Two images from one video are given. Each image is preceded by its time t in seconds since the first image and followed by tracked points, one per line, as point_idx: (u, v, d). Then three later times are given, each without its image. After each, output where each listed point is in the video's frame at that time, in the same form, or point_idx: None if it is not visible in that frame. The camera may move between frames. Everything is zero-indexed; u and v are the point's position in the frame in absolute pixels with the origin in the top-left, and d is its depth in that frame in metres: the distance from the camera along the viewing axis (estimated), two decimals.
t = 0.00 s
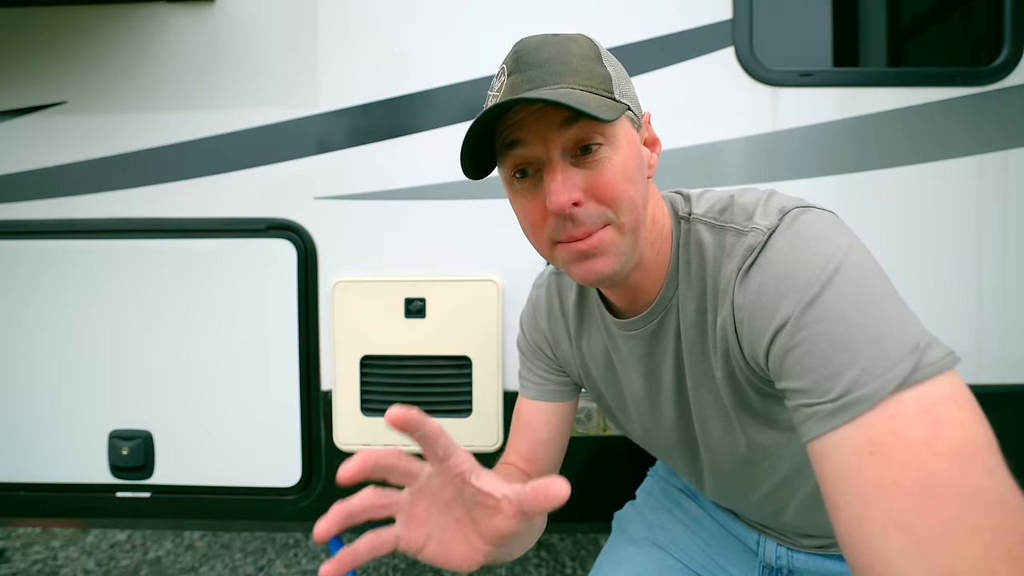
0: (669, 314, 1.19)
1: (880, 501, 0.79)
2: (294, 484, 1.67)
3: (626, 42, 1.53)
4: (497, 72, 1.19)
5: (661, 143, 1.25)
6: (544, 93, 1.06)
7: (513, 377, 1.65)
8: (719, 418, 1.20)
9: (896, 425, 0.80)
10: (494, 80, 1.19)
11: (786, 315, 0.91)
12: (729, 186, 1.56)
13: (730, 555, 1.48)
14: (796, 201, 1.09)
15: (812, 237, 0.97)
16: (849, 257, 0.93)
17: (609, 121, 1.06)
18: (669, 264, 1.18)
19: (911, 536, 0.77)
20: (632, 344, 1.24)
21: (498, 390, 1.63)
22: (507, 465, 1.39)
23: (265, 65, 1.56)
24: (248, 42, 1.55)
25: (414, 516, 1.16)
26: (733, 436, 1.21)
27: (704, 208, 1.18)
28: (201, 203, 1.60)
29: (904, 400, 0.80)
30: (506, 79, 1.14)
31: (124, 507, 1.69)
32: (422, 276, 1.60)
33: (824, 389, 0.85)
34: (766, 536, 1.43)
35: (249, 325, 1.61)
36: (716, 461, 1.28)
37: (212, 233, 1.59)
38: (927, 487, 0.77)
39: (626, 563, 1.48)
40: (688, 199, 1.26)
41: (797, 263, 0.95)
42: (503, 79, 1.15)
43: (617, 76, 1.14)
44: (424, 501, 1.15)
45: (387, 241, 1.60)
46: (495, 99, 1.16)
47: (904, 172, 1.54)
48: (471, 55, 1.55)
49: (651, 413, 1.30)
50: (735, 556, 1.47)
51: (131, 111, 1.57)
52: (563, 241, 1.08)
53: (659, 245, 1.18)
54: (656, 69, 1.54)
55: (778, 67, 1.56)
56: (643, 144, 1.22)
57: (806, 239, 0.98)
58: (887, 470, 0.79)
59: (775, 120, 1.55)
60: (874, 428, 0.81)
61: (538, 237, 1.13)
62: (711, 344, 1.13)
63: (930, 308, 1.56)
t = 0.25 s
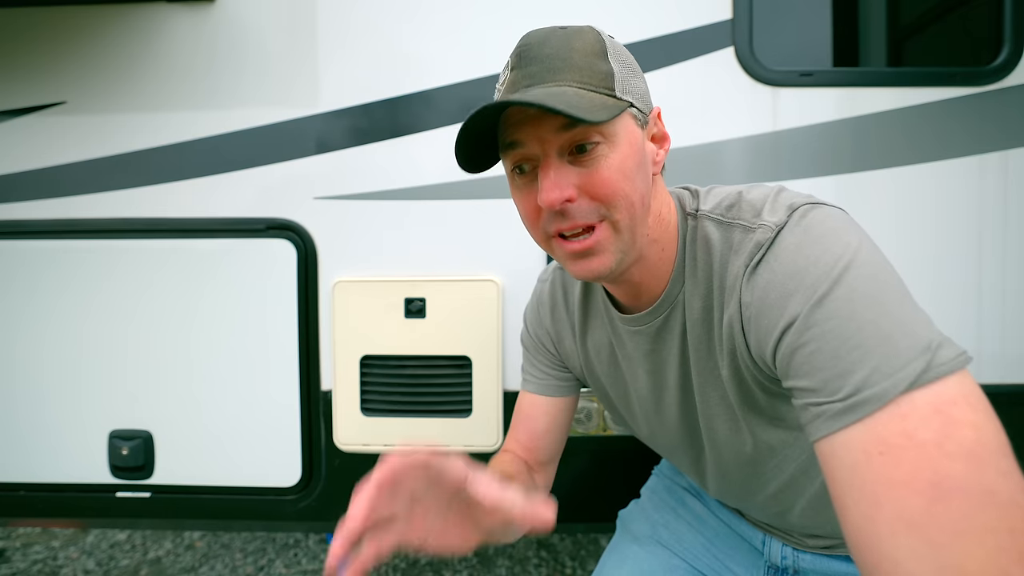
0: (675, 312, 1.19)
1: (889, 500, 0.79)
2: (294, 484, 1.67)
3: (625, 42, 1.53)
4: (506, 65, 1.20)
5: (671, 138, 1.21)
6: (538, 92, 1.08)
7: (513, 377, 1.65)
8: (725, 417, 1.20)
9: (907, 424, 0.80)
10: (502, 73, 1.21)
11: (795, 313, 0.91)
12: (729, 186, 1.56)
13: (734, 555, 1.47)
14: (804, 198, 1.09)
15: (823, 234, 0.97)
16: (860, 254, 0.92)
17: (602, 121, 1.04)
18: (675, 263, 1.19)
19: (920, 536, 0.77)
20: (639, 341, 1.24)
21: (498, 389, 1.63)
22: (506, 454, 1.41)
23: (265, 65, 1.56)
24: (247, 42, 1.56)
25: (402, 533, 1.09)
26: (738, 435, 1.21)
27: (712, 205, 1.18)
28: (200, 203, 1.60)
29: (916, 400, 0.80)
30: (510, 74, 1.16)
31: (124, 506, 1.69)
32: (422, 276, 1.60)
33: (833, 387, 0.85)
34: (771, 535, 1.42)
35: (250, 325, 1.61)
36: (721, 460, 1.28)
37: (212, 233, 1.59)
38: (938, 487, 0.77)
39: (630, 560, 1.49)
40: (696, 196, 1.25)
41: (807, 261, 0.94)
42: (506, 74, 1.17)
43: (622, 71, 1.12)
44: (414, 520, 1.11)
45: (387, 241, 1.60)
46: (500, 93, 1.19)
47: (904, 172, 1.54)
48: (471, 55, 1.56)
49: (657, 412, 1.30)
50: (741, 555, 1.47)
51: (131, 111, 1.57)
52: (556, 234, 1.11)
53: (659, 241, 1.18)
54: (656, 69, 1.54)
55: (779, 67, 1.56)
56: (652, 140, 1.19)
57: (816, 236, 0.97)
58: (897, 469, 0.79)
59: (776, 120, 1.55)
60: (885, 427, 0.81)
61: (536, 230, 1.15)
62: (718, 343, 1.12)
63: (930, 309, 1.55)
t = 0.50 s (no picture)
0: (674, 313, 1.19)
1: (889, 501, 0.80)
2: (294, 484, 1.67)
3: (626, 42, 1.53)
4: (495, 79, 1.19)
5: (665, 141, 1.21)
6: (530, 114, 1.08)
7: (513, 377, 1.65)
8: (724, 417, 1.20)
9: (907, 424, 0.80)
10: (491, 87, 1.20)
11: (794, 313, 0.91)
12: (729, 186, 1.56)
13: (736, 556, 1.48)
14: (803, 196, 1.09)
15: (821, 233, 0.97)
16: (858, 253, 0.93)
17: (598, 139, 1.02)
18: (673, 265, 1.18)
19: (920, 536, 0.77)
20: (637, 342, 1.24)
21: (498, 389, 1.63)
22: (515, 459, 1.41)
23: (265, 65, 1.56)
24: (248, 42, 1.55)
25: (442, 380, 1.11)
26: (737, 435, 1.21)
27: (710, 205, 1.18)
28: (200, 203, 1.60)
29: (915, 399, 0.80)
30: (499, 90, 1.15)
31: (125, 506, 1.69)
32: (422, 276, 1.60)
33: (832, 388, 0.85)
34: (773, 537, 1.42)
35: (250, 325, 1.61)
36: (721, 460, 1.28)
37: (212, 233, 1.59)
38: (938, 487, 0.77)
39: (631, 560, 1.49)
40: (692, 196, 1.25)
41: (806, 261, 0.94)
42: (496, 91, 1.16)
43: (611, 83, 1.11)
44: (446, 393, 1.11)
45: (387, 241, 1.60)
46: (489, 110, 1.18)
47: (904, 172, 1.54)
48: (471, 55, 1.55)
49: (658, 411, 1.30)
50: (742, 556, 1.47)
51: (131, 111, 1.57)
52: (553, 247, 1.09)
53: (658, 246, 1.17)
54: (656, 69, 1.54)
55: (779, 67, 1.56)
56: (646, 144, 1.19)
57: (814, 235, 0.97)
58: (897, 470, 0.79)
59: (775, 120, 1.55)
60: (884, 427, 0.81)
61: (532, 242, 1.14)
62: (717, 343, 1.12)
63: (930, 309, 1.55)
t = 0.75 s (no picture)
0: (677, 311, 1.19)
1: (890, 499, 0.79)
2: (294, 483, 1.67)
3: (626, 42, 1.53)
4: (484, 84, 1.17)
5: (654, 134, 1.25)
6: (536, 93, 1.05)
7: (513, 377, 1.65)
8: (725, 416, 1.20)
9: (908, 422, 0.80)
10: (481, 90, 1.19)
11: (796, 311, 0.91)
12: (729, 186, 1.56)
13: (736, 556, 1.47)
14: (805, 195, 1.09)
15: (823, 231, 0.97)
16: (860, 252, 0.93)
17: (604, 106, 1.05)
18: (677, 259, 1.18)
19: (921, 535, 0.77)
20: (639, 341, 1.24)
21: (498, 389, 1.63)
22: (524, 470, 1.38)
23: (265, 65, 1.56)
24: (248, 42, 1.56)
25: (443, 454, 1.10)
26: (738, 433, 1.21)
27: (710, 204, 1.18)
28: (200, 203, 1.60)
29: (917, 398, 0.80)
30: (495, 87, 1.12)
31: (125, 506, 1.69)
32: (422, 276, 1.60)
33: (834, 386, 0.85)
34: (774, 535, 1.42)
35: (250, 324, 1.61)
36: (722, 459, 1.28)
37: (212, 233, 1.59)
38: (940, 486, 0.77)
39: (631, 559, 1.49)
40: (692, 195, 1.25)
41: (808, 259, 0.94)
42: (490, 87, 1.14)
43: (600, 72, 1.15)
44: (459, 433, 1.11)
45: (387, 241, 1.60)
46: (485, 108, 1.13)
47: (904, 171, 1.54)
48: (471, 55, 1.56)
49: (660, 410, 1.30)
50: (742, 556, 1.47)
51: (132, 111, 1.57)
52: (570, 225, 1.08)
53: (663, 233, 1.19)
54: (656, 70, 1.54)
55: (779, 67, 1.56)
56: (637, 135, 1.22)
57: (816, 233, 0.97)
58: (898, 468, 0.79)
59: (776, 120, 1.55)
60: (886, 426, 0.81)
61: (546, 229, 1.12)
62: (718, 342, 1.12)
63: (930, 308, 1.55)
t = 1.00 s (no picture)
0: (679, 314, 1.18)
1: (889, 500, 0.80)
2: (294, 483, 1.67)
3: (626, 42, 1.53)
4: (487, 87, 1.18)
5: (656, 137, 1.26)
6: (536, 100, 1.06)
7: (513, 377, 1.65)
8: (726, 418, 1.20)
9: (908, 424, 0.80)
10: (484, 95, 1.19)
11: (797, 312, 0.91)
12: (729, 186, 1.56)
13: (736, 554, 1.47)
14: (807, 197, 1.09)
15: (826, 234, 0.97)
16: (862, 254, 0.93)
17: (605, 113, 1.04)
18: (680, 263, 1.18)
19: (920, 535, 0.77)
20: (642, 344, 1.24)
21: (498, 389, 1.63)
22: (524, 475, 1.40)
23: (265, 65, 1.56)
24: (248, 42, 1.55)
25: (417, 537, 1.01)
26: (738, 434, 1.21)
27: (713, 207, 1.18)
28: (200, 203, 1.60)
29: (917, 400, 0.80)
30: (497, 92, 1.13)
31: (125, 506, 1.69)
32: (422, 276, 1.60)
33: (834, 387, 0.85)
34: (773, 534, 1.42)
35: (250, 324, 1.61)
36: (721, 460, 1.28)
37: (212, 233, 1.59)
38: (938, 487, 0.77)
39: (631, 559, 1.49)
40: (695, 198, 1.25)
41: (810, 261, 0.94)
42: (492, 94, 1.14)
43: (604, 76, 1.15)
44: (430, 513, 1.02)
45: (387, 241, 1.60)
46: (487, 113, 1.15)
47: (904, 171, 1.54)
48: (471, 55, 1.55)
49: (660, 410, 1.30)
50: (743, 556, 1.47)
51: (132, 111, 1.57)
52: (572, 235, 1.08)
53: (666, 240, 1.18)
54: (656, 70, 1.54)
55: (779, 67, 1.56)
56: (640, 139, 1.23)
57: (819, 236, 0.97)
58: (897, 469, 0.79)
59: (776, 120, 1.55)
60: (886, 426, 0.81)
61: (547, 237, 1.12)
62: (719, 343, 1.13)
63: (930, 308, 1.55)
